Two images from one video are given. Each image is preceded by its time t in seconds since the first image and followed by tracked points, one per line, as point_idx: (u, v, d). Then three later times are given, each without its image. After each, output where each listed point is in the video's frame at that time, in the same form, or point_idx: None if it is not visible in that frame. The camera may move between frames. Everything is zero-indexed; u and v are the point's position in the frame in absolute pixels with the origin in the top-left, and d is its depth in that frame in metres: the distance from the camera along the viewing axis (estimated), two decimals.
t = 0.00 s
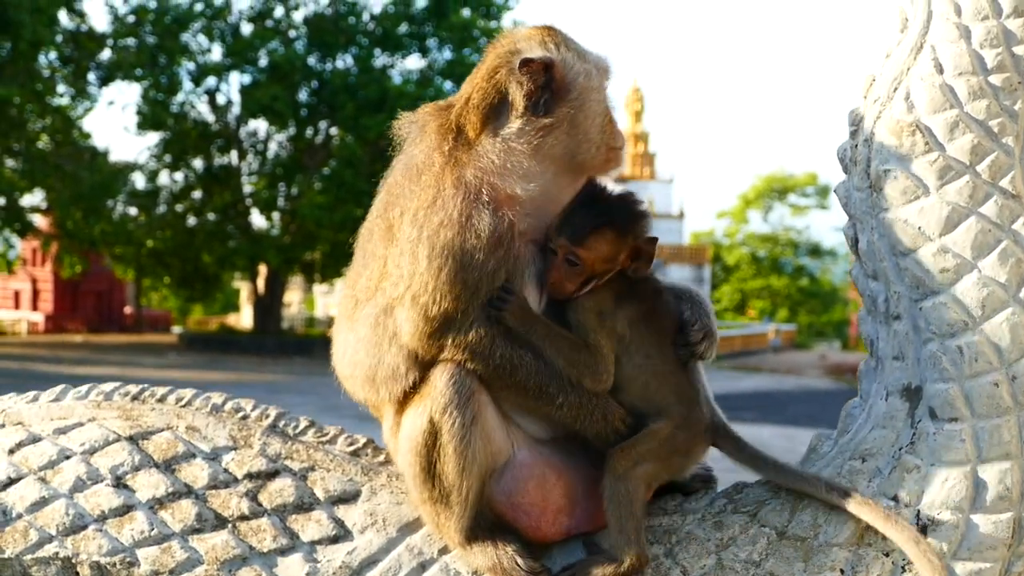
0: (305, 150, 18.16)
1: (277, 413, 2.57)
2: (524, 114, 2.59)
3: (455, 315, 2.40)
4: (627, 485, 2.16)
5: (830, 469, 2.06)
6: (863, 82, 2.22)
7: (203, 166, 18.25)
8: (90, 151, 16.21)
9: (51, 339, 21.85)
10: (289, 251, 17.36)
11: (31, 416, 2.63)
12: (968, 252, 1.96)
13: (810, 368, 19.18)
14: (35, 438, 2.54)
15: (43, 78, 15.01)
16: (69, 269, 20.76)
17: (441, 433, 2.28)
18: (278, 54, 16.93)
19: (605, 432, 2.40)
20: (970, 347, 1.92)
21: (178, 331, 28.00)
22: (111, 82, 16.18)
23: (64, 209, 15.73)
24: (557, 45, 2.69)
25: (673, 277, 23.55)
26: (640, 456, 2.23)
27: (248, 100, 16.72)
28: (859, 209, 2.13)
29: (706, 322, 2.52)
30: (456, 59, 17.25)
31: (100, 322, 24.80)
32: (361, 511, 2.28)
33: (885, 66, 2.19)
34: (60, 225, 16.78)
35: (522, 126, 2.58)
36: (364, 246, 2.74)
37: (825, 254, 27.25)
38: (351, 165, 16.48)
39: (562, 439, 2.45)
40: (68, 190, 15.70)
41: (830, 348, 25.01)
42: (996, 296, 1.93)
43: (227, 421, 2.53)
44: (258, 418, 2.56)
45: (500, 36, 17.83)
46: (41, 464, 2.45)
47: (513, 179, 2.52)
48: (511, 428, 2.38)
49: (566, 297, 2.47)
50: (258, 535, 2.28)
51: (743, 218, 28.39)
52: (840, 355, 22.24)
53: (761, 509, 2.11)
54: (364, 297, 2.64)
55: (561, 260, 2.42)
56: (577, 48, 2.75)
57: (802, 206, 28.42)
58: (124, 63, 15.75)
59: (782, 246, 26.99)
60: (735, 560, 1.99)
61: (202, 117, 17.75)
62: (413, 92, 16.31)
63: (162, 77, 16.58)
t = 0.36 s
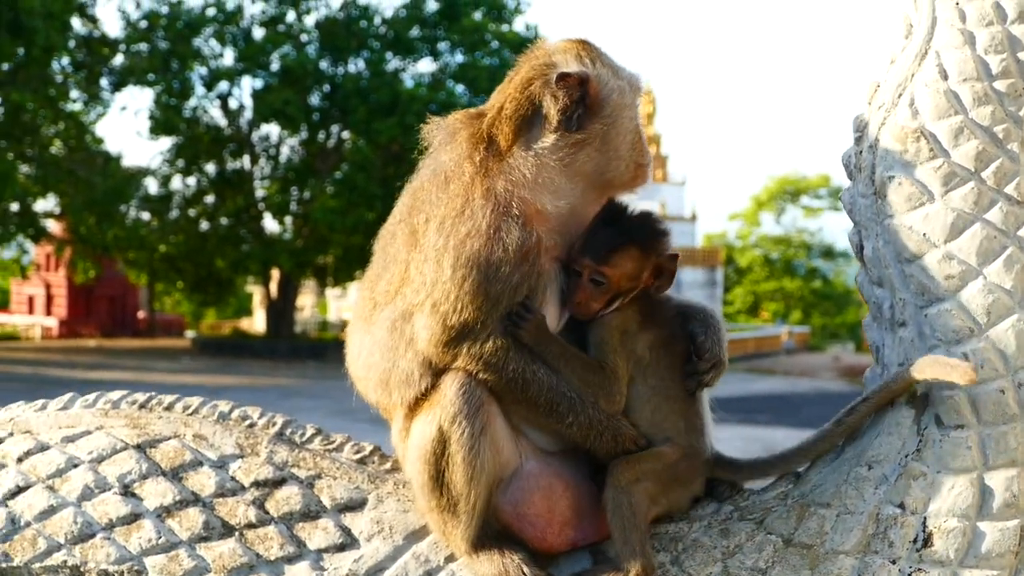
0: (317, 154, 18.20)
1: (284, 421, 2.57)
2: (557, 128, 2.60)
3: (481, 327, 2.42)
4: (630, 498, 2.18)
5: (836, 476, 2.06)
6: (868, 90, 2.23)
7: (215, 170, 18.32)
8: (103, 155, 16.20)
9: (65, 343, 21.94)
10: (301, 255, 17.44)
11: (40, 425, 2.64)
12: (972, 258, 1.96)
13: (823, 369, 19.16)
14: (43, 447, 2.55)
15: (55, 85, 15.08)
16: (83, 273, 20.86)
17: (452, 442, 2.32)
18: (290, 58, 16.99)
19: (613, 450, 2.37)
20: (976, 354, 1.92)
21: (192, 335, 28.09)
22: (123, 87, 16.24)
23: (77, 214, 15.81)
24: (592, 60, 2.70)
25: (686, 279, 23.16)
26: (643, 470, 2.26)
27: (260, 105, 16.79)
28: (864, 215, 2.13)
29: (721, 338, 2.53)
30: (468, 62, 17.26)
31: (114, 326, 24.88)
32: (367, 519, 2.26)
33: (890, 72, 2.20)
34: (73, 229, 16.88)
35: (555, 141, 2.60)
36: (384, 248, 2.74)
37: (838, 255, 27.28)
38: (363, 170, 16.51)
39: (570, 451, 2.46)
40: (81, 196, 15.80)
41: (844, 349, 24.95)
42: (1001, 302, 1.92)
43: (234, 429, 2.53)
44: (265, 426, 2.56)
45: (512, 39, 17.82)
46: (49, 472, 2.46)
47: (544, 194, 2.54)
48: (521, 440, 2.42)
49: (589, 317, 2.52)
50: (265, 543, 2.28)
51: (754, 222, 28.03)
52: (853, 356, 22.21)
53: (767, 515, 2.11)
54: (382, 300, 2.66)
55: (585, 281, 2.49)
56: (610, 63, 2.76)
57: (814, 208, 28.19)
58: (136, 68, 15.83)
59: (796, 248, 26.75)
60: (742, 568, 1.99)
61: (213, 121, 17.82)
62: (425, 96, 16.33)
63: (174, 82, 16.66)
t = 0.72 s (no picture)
0: (340, 158, 18.33)
1: (303, 427, 2.61)
2: (578, 134, 2.59)
3: (498, 332, 2.41)
4: (643, 511, 2.16)
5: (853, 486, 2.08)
6: (887, 96, 2.22)
7: (238, 174, 18.33)
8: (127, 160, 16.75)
9: (90, 347, 22.14)
10: (324, 258, 17.54)
11: (61, 431, 2.66)
12: (992, 265, 1.94)
13: (848, 373, 19.10)
14: (64, 452, 2.57)
15: (80, 90, 15.24)
16: (107, 276, 21.03)
17: (467, 449, 2.30)
18: (313, 62, 17.11)
19: (632, 458, 2.37)
20: (995, 363, 1.90)
21: (216, 337, 28.26)
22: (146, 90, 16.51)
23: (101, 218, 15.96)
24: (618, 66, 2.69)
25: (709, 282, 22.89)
26: (654, 485, 2.21)
27: (284, 108, 16.92)
28: (883, 222, 2.13)
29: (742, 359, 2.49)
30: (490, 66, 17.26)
31: (138, 330, 25.06)
32: (386, 526, 2.29)
33: (909, 78, 2.18)
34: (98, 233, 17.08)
35: (575, 148, 2.60)
36: (406, 254, 2.75)
37: (862, 259, 26.98)
38: (386, 173, 16.60)
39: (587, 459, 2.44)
40: (105, 200, 16.12)
41: (867, 352, 24.85)
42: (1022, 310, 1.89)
43: (253, 436, 2.56)
44: (284, 432, 2.59)
45: (535, 43, 17.80)
46: (69, 478, 2.48)
47: (565, 201, 2.53)
48: (538, 446, 2.41)
49: (613, 325, 2.48)
50: (284, 549, 2.29)
51: (778, 224, 28.18)
52: (877, 359, 22.12)
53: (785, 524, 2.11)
54: (402, 304, 2.67)
55: (607, 290, 2.44)
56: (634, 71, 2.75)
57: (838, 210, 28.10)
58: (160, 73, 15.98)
59: (819, 251, 26.61)
60: None
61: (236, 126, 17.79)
62: (447, 99, 16.39)
63: (197, 86, 16.82)
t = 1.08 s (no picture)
0: (365, 160, 18.47)
1: (321, 431, 2.64)
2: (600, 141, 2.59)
3: (513, 335, 2.41)
4: (664, 513, 2.08)
5: (875, 490, 2.05)
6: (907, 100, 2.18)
7: (264, 176, 18.96)
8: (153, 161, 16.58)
9: (116, 348, 22.32)
10: (349, 260, 17.68)
11: (81, 434, 2.69)
12: (1014, 271, 1.93)
13: (874, 376, 19.04)
14: (85, 456, 2.59)
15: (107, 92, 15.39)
16: (134, 278, 21.22)
17: (482, 453, 2.29)
18: (338, 64, 17.27)
19: (647, 465, 2.37)
20: (1016, 369, 1.90)
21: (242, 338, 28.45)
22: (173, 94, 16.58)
23: (128, 219, 16.13)
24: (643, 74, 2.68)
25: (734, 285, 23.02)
26: (680, 487, 2.12)
27: (309, 111, 17.08)
28: (903, 227, 2.11)
29: (746, 345, 2.52)
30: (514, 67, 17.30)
31: (165, 331, 25.20)
32: (404, 530, 2.29)
33: (929, 83, 2.16)
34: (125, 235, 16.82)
35: (598, 153, 2.59)
36: (426, 258, 2.76)
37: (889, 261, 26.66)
38: (411, 175, 16.70)
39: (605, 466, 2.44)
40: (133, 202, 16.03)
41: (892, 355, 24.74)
42: None
43: (272, 439, 2.58)
44: (303, 436, 2.62)
45: (560, 44, 17.88)
46: (89, 481, 2.50)
47: (585, 206, 2.53)
48: (554, 452, 2.40)
49: (637, 331, 2.47)
50: (302, 553, 2.30)
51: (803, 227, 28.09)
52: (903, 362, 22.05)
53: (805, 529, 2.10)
54: (422, 307, 2.68)
55: (630, 292, 2.42)
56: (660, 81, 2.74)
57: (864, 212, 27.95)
58: (186, 75, 16.15)
59: (845, 253, 26.46)
60: None
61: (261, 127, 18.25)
62: (472, 101, 16.44)
63: (223, 88, 17.06)
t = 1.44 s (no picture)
0: (388, 161, 18.83)
1: (329, 438, 2.62)
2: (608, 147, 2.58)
3: (520, 340, 2.40)
4: (683, 529, 2.06)
5: (882, 496, 2.04)
6: (914, 102, 2.17)
7: (287, 177, 19.40)
8: (176, 164, 17.30)
9: (141, 350, 22.60)
10: (371, 261, 17.99)
11: (89, 441, 2.69)
12: (1021, 274, 1.91)
13: (897, 374, 19.14)
14: (93, 463, 2.60)
15: (129, 94, 15.84)
16: (158, 280, 21.45)
17: (488, 459, 2.29)
18: (361, 65, 17.68)
19: (650, 474, 2.35)
20: None
21: (267, 338, 28.69)
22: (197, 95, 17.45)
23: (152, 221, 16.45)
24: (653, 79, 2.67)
25: (758, 283, 23.98)
26: (700, 502, 2.10)
27: (332, 111, 17.47)
28: (910, 231, 2.10)
29: (758, 346, 2.51)
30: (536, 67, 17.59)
31: (189, 333, 25.43)
32: (410, 537, 2.28)
33: (936, 84, 2.14)
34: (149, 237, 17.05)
35: (607, 159, 2.58)
36: (433, 263, 2.77)
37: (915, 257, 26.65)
38: (434, 175, 16.89)
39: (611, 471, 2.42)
40: (156, 203, 16.60)
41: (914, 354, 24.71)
42: None
43: (280, 446, 2.58)
44: (310, 443, 2.61)
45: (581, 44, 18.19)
46: (98, 489, 2.51)
47: (592, 212, 2.52)
48: (559, 459, 2.39)
49: (643, 334, 2.49)
50: (309, 560, 2.29)
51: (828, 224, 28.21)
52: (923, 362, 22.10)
53: (813, 536, 2.08)
54: (429, 313, 2.67)
55: (637, 293, 2.44)
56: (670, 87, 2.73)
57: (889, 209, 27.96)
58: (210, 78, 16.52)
59: (870, 250, 26.66)
60: None
61: (285, 128, 18.98)
62: (494, 101, 16.56)
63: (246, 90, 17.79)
